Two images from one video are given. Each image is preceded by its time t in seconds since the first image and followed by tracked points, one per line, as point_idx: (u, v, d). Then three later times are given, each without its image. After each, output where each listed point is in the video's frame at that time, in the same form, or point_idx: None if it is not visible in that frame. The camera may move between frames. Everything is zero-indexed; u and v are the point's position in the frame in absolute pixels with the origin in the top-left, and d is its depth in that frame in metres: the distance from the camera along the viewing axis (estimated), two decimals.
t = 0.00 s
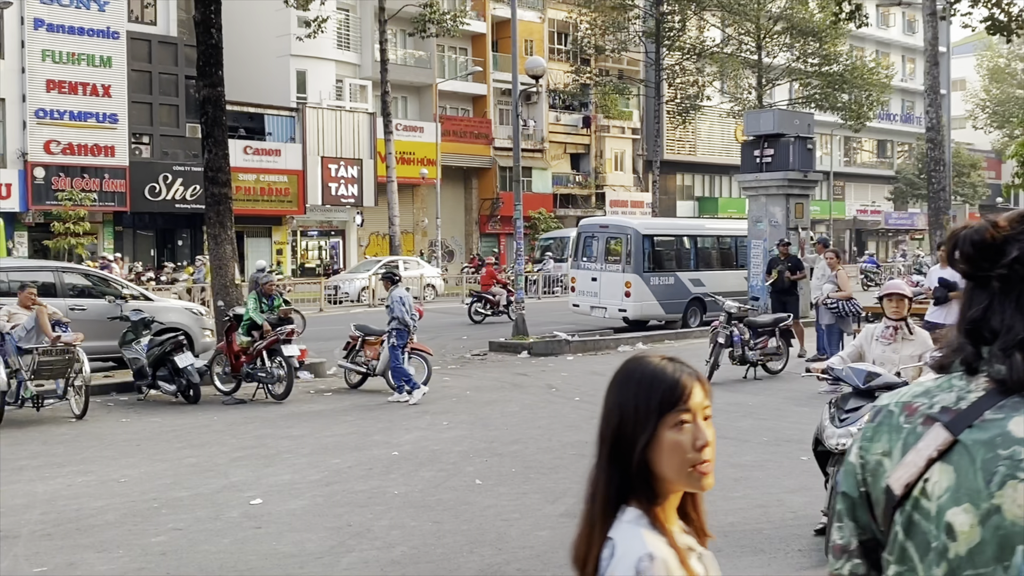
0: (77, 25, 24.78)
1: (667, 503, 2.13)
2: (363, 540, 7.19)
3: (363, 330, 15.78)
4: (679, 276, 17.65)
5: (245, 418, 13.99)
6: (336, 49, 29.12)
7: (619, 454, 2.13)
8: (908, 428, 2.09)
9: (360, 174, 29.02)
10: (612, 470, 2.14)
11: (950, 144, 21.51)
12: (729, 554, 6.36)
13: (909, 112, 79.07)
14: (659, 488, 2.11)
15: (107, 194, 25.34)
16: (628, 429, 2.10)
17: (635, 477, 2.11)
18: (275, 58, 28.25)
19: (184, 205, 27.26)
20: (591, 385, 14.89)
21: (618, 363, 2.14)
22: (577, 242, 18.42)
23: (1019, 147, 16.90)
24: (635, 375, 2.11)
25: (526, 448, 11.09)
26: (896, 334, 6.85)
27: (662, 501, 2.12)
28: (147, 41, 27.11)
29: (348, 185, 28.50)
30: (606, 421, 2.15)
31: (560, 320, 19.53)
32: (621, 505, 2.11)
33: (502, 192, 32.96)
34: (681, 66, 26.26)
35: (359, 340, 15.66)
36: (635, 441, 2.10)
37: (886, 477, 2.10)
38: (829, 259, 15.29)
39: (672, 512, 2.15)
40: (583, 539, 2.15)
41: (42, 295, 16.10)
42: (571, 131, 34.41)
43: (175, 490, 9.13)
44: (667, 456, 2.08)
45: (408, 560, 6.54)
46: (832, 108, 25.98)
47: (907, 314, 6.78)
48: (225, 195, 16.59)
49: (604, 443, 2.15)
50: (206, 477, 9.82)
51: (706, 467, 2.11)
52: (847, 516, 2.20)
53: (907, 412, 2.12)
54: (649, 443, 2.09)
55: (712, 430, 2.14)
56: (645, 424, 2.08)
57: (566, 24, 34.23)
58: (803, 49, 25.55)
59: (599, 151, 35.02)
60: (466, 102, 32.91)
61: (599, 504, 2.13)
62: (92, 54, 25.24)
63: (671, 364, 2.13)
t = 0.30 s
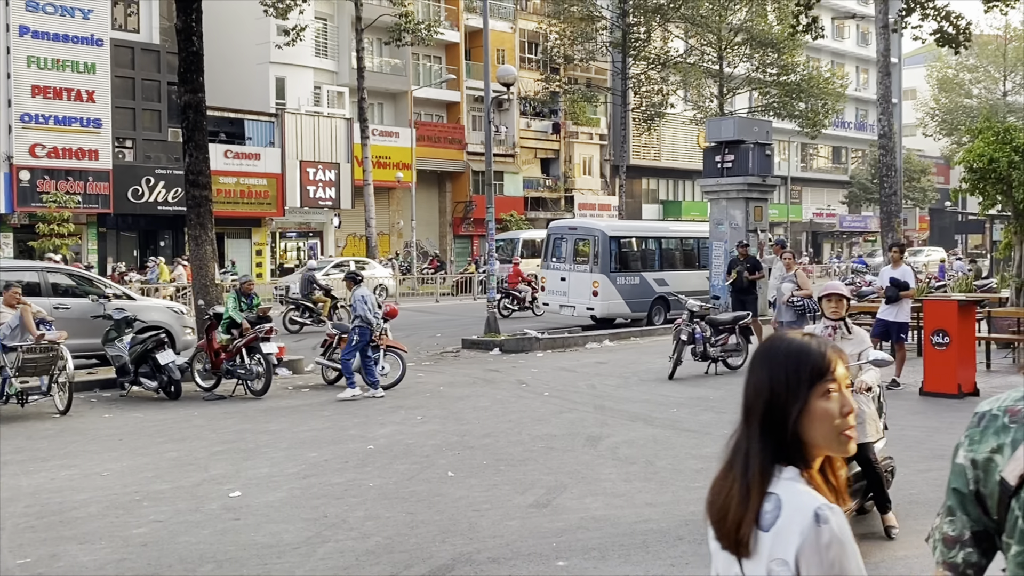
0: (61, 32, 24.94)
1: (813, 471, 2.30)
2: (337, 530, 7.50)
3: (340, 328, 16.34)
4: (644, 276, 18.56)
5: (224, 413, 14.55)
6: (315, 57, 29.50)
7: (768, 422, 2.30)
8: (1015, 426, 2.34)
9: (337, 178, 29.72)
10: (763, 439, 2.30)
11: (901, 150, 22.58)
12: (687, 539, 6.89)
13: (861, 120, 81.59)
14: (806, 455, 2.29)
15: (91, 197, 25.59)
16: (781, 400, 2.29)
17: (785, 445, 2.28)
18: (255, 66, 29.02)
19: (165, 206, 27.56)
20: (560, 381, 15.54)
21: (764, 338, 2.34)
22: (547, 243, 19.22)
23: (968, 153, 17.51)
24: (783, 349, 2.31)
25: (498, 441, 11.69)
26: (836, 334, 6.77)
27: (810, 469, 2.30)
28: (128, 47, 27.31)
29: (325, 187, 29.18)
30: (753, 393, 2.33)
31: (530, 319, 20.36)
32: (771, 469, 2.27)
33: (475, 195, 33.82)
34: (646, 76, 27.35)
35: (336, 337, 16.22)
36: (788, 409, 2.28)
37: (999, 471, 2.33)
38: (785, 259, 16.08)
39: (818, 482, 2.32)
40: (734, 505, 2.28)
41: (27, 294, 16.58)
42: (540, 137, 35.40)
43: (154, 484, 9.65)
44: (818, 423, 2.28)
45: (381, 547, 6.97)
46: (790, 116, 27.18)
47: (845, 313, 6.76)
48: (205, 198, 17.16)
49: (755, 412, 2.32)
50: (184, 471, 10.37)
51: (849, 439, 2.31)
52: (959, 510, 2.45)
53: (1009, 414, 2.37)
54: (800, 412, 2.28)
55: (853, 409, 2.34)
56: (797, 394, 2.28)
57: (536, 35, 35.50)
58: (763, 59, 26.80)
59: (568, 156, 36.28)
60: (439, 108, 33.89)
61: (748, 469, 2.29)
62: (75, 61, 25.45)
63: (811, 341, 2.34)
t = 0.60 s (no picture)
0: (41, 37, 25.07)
1: (915, 456, 2.44)
2: (312, 525, 7.91)
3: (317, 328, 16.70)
4: (613, 277, 19.16)
5: (202, 411, 14.93)
6: (292, 62, 29.88)
7: (875, 411, 2.44)
8: None
9: (315, 181, 30.04)
10: (870, 427, 2.43)
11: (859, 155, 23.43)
12: (650, 531, 7.36)
13: (824, 125, 83.31)
14: (911, 440, 2.42)
15: (71, 199, 25.72)
16: (887, 390, 2.41)
17: (891, 433, 2.41)
18: (233, 71, 29.45)
19: (145, 208, 27.86)
20: (532, 379, 16.04)
21: (868, 333, 2.46)
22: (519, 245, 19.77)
23: (923, 159, 18.13)
24: (890, 344, 2.43)
25: (470, 437, 12.16)
26: (783, 336, 6.38)
27: (914, 454, 2.43)
28: (109, 52, 27.38)
29: (303, 190, 29.51)
30: (857, 383, 2.46)
31: (503, 318, 20.91)
32: (878, 455, 2.40)
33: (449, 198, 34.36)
34: (616, 84, 28.05)
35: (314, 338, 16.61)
36: (895, 400, 2.41)
37: None
38: (749, 261, 16.54)
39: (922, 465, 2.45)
40: (842, 487, 2.42)
41: (8, 294, 16.90)
42: (513, 141, 36.05)
43: (135, 480, 10.05)
44: (923, 413, 2.41)
45: (356, 540, 7.38)
46: (754, 123, 28.00)
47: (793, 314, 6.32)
48: (184, 200, 17.51)
49: (861, 401, 2.45)
50: (165, 467, 10.77)
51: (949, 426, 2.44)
52: None
53: None
54: (907, 403, 2.41)
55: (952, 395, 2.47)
56: (904, 384, 2.40)
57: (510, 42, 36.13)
58: (728, 68, 27.47)
59: (540, 161, 36.94)
60: (415, 113, 34.38)
61: (853, 454, 2.43)
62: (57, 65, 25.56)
63: (913, 336, 2.45)
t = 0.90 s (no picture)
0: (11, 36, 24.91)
1: (999, 444, 2.66)
2: (285, 526, 7.99)
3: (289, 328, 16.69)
4: (586, 279, 19.34)
5: (174, 412, 14.93)
6: (266, 63, 29.83)
7: (964, 403, 2.65)
8: None
9: (288, 182, 29.89)
10: (959, 415, 2.65)
11: (827, 160, 23.82)
12: (622, 531, 7.50)
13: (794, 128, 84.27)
14: (996, 428, 2.65)
15: (43, 199, 25.26)
16: (979, 384, 2.63)
17: (980, 423, 2.63)
18: (206, 71, 29.38)
19: (117, 208, 27.34)
20: (505, 379, 16.17)
21: (962, 334, 2.65)
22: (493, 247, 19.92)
23: (890, 163, 18.43)
24: (984, 345, 2.63)
25: (444, 438, 12.27)
26: (741, 342, 5.96)
27: (998, 442, 2.65)
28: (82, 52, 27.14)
29: (276, 191, 29.26)
30: (949, 376, 2.68)
31: (477, 320, 21.03)
32: (964, 442, 2.62)
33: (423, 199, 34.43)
34: (588, 87, 28.29)
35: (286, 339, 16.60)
36: (986, 392, 2.63)
37: None
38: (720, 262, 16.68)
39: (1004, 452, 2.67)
40: (926, 469, 2.66)
41: None
42: (487, 143, 36.20)
43: (106, 481, 10.06)
44: (1012, 405, 2.63)
45: (329, 541, 7.45)
46: (725, 127, 28.33)
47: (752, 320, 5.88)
48: (157, 201, 17.50)
49: (952, 392, 2.67)
50: (136, 468, 10.79)
51: None
52: None
53: None
54: (997, 395, 2.63)
55: None
56: (995, 379, 2.62)
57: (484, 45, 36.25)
58: (699, 72, 27.82)
59: (514, 162, 37.09)
60: (389, 114, 34.43)
61: (941, 440, 2.65)
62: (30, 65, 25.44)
63: (1005, 334, 2.67)
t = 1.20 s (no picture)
0: None
1: None
2: (261, 524, 8.18)
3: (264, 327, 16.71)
4: (560, 280, 19.60)
5: (151, 412, 15.04)
6: (243, 65, 29.87)
7: None
8: None
9: (265, 183, 30.03)
10: None
11: (797, 163, 24.25)
12: (595, 528, 7.75)
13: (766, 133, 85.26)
14: None
15: (19, 199, 24.86)
16: None
17: None
18: (183, 72, 29.41)
19: (93, 209, 27.01)
20: (480, 379, 16.39)
21: None
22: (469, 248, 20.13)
23: (858, 167, 18.78)
24: None
25: (420, 437, 12.47)
26: (699, 350, 5.63)
27: None
28: (59, 53, 26.86)
29: (253, 191, 29.47)
30: None
31: (452, 320, 21.26)
32: None
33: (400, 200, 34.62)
34: (563, 91, 28.59)
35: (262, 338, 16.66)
36: None
37: None
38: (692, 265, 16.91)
39: None
40: None
41: None
42: (463, 146, 36.44)
43: (81, 481, 10.18)
44: None
45: (305, 540, 7.64)
46: (697, 131, 28.73)
47: (710, 327, 5.55)
48: (134, 201, 17.58)
49: None
50: (113, 467, 10.92)
51: None
52: None
53: None
54: None
55: None
56: None
57: (461, 48, 36.39)
58: (672, 77, 28.24)
59: (490, 165, 37.33)
60: (366, 116, 34.62)
61: None
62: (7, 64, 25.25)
63: None
